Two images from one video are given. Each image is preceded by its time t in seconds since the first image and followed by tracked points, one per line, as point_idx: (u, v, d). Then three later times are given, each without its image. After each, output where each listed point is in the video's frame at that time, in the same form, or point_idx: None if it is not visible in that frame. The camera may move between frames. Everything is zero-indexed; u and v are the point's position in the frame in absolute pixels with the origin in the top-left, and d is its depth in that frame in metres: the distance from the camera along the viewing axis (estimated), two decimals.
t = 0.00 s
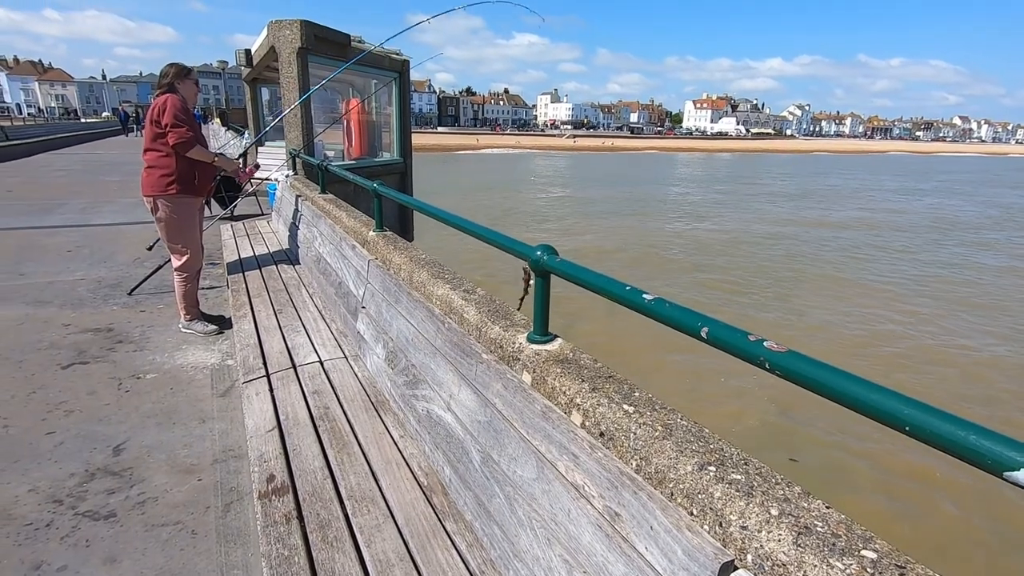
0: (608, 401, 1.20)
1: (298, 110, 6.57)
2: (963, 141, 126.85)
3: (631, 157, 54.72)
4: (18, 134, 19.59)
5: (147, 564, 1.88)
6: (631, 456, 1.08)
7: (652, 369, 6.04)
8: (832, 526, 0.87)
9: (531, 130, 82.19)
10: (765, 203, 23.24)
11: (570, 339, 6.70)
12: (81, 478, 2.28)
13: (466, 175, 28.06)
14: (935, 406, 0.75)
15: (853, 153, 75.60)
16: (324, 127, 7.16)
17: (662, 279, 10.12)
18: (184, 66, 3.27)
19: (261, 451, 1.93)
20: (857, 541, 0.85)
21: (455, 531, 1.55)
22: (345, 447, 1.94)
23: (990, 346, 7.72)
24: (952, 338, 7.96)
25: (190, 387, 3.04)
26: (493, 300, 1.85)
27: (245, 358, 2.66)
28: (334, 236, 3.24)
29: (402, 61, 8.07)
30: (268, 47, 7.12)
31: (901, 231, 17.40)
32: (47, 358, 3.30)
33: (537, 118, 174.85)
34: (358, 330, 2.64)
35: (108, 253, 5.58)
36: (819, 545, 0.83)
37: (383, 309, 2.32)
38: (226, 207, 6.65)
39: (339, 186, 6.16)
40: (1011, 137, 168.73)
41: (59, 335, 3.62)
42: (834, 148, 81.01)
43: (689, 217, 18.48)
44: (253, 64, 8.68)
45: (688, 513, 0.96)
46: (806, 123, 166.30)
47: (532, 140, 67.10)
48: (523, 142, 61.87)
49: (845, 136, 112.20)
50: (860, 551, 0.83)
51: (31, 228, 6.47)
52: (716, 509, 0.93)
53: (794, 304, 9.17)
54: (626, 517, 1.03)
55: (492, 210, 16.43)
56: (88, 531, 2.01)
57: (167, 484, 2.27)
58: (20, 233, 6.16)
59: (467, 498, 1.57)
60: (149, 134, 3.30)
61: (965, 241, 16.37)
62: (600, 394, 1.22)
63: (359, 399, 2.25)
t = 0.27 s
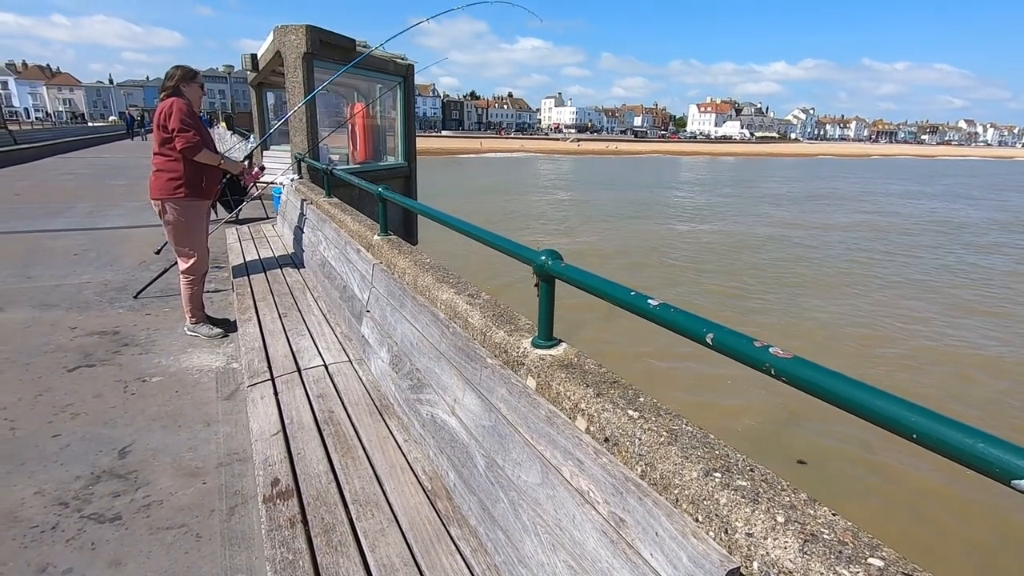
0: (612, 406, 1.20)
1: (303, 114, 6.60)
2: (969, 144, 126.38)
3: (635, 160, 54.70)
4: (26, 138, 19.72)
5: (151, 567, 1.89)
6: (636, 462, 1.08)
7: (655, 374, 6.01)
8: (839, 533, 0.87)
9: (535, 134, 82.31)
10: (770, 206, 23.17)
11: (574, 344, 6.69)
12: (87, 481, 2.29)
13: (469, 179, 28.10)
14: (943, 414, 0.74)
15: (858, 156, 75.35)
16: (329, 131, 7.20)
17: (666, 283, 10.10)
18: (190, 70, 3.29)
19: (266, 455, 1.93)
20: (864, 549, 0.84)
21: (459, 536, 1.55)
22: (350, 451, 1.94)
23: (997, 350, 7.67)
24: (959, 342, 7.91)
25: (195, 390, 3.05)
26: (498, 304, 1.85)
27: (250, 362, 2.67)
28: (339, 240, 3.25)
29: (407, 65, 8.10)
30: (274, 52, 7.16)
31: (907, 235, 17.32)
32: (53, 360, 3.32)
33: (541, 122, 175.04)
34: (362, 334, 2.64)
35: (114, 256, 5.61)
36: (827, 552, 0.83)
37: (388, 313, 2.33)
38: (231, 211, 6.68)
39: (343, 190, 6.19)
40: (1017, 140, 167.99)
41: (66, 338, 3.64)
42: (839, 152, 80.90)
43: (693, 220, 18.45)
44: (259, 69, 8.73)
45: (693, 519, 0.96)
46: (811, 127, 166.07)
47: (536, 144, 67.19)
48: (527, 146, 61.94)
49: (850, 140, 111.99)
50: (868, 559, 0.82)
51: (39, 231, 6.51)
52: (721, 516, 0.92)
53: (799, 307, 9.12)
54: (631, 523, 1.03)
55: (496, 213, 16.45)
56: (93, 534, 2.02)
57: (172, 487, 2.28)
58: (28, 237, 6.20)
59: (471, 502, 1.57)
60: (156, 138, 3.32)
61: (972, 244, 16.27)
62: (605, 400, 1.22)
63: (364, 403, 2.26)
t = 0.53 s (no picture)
0: (617, 410, 1.20)
1: (308, 118, 6.63)
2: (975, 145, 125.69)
3: (639, 162, 54.63)
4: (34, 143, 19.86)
5: (156, 571, 1.89)
6: (641, 466, 1.08)
7: (660, 380, 5.97)
8: (845, 538, 0.86)
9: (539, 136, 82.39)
10: (775, 208, 23.08)
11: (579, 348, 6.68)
12: (93, 484, 2.30)
13: (473, 182, 28.11)
14: (951, 419, 0.74)
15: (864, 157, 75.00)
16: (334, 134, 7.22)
17: (671, 285, 10.07)
18: (198, 75, 3.31)
19: (270, 458, 1.94)
20: (872, 555, 0.84)
21: (463, 540, 1.55)
22: (355, 454, 1.94)
23: (1006, 352, 7.61)
24: (966, 343, 7.85)
25: (200, 393, 3.06)
26: (502, 307, 1.85)
27: (255, 365, 2.68)
28: (343, 243, 3.26)
29: (410, 69, 8.13)
30: (279, 56, 7.20)
31: (914, 236, 17.22)
32: (60, 364, 3.34)
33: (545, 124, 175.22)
34: (367, 337, 2.65)
35: (121, 260, 5.64)
36: (833, 558, 0.82)
37: (392, 316, 2.33)
38: (236, 215, 6.72)
39: (347, 194, 6.21)
40: None
41: (72, 341, 3.67)
42: (844, 153, 80.59)
43: (698, 222, 18.39)
44: (264, 73, 8.77)
45: (699, 524, 0.95)
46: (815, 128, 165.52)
47: (540, 146, 67.22)
48: (531, 148, 61.95)
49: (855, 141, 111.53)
50: (876, 564, 0.82)
51: (46, 235, 6.55)
52: (726, 520, 0.92)
53: (805, 309, 9.08)
54: (636, 528, 1.03)
55: (500, 216, 16.45)
56: (100, 537, 2.03)
57: (177, 491, 2.29)
58: (35, 241, 6.24)
59: (476, 506, 1.56)
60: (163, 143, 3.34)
61: (979, 245, 16.16)
62: (609, 404, 1.22)
63: (368, 406, 2.26)
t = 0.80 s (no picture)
0: (622, 414, 1.20)
1: (313, 122, 6.66)
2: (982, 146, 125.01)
3: (644, 165, 54.56)
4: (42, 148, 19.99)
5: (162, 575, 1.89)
6: (647, 471, 1.07)
7: (665, 385, 5.90)
8: (854, 545, 0.86)
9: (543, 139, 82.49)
10: (781, 210, 22.99)
11: (584, 351, 6.67)
12: (100, 488, 2.31)
13: (478, 185, 28.14)
14: (958, 424, 0.73)
15: (870, 159, 74.68)
16: (339, 138, 7.25)
17: (676, 287, 10.04)
18: (203, 81, 3.32)
19: (276, 463, 1.94)
20: (879, 561, 0.83)
21: (469, 544, 1.55)
22: (360, 458, 1.94)
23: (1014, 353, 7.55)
24: (975, 345, 7.78)
25: (206, 397, 3.07)
26: (506, 311, 1.85)
27: (261, 369, 2.69)
28: (348, 247, 3.27)
29: (415, 73, 8.17)
30: (284, 61, 7.24)
31: (921, 237, 17.13)
32: (67, 367, 3.36)
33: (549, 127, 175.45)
34: (372, 341, 2.66)
35: (127, 264, 5.67)
36: (840, 564, 0.82)
37: (397, 320, 2.34)
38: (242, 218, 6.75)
39: (352, 198, 6.23)
40: None
41: (80, 345, 3.69)
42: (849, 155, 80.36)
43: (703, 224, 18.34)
44: (269, 78, 8.83)
45: (705, 530, 0.95)
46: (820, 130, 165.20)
47: (544, 149, 67.24)
48: (536, 151, 61.99)
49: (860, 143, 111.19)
50: (883, 571, 0.81)
51: (53, 240, 6.60)
52: (733, 527, 0.91)
53: (812, 311, 9.03)
54: (641, 533, 1.03)
55: (505, 219, 16.47)
56: (106, 541, 2.04)
57: (183, 494, 2.30)
58: (43, 245, 6.29)
59: (481, 510, 1.56)
60: (168, 148, 3.36)
61: (987, 246, 16.06)
62: (614, 407, 1.22)
63: (373, 410, 2.26)
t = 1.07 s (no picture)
0: (628, 420, 1.19)
1: (318, 127, 6.69)
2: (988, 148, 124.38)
3: (648, 168, 54.51)
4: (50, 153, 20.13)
5: None
6: (653, 477, 1.07)
7: (669, 390, 5.84)
8: (860, 554, 0.85)
9: (546, 143, 82.56)
10: (787, 213, 22.90)
11: (589, 356, 6.66)
12: (106, 492, 2.32)
13: (482, 188, 28.18)
14: (967, 432, 0.73)
15: (876, 161, 74.38)
16: (344, 143, 7.28)
17: (681, 290, 10.01)
18: (208, 87, 3.35)
19: (281, 467, 1.95)
20: (887, 570, 0.83)
21: (474, 549, 1.54)
22: (365, 463, 1.95)
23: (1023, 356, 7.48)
24: (985, 348, 7.70)
25: (212, 401, 3.08)
26: (511, 316, 1.85)
27: (266, 374, 2.70)
28: (353, 252, 3.28)
29: (419, 78, 8.19)
30: (289, 67, 7.29)
31: (927, 240, 17.02)
32: (75, 372, 3.38)
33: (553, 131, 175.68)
34: (377, 345, 2.66)
35: (134, 269, 5.71)
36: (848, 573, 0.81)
37: (402, 325, 2.34)
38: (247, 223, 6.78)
39: (357, 202, 6.25)
40: None
41: (87, 349, 3.71)
42: (854, 157, 80.04)
43: (708, 227, 18.28)
44: (274, 83, 8.88)
45: (711, 537, 0.94)
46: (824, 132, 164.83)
47: (548, 153, 67.31)
48: (541, 155, 62.08)
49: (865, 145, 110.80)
50: None
51: (61, 244, 6.65)
52: (740, 534, 0.91)
53: (818, 314, 8.98)
54: (648, 540, 1.03)
55: (509, 223, 16.48)
56: (113, 545, 2.04)
57: (189, 499, 2.30)
58: (51, 250, 6.33)
59: (486, 516, 1.56)
60: (173, 153, 3.38)
61: (994, 249, 15.93)
62: (620, 413, 1.21)
63: (378, 415, 2.26)
